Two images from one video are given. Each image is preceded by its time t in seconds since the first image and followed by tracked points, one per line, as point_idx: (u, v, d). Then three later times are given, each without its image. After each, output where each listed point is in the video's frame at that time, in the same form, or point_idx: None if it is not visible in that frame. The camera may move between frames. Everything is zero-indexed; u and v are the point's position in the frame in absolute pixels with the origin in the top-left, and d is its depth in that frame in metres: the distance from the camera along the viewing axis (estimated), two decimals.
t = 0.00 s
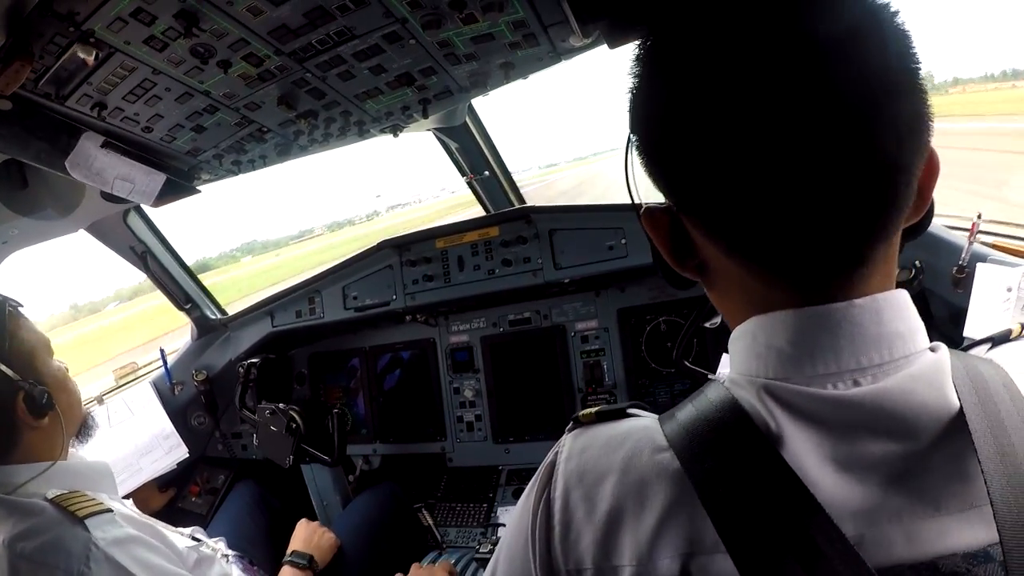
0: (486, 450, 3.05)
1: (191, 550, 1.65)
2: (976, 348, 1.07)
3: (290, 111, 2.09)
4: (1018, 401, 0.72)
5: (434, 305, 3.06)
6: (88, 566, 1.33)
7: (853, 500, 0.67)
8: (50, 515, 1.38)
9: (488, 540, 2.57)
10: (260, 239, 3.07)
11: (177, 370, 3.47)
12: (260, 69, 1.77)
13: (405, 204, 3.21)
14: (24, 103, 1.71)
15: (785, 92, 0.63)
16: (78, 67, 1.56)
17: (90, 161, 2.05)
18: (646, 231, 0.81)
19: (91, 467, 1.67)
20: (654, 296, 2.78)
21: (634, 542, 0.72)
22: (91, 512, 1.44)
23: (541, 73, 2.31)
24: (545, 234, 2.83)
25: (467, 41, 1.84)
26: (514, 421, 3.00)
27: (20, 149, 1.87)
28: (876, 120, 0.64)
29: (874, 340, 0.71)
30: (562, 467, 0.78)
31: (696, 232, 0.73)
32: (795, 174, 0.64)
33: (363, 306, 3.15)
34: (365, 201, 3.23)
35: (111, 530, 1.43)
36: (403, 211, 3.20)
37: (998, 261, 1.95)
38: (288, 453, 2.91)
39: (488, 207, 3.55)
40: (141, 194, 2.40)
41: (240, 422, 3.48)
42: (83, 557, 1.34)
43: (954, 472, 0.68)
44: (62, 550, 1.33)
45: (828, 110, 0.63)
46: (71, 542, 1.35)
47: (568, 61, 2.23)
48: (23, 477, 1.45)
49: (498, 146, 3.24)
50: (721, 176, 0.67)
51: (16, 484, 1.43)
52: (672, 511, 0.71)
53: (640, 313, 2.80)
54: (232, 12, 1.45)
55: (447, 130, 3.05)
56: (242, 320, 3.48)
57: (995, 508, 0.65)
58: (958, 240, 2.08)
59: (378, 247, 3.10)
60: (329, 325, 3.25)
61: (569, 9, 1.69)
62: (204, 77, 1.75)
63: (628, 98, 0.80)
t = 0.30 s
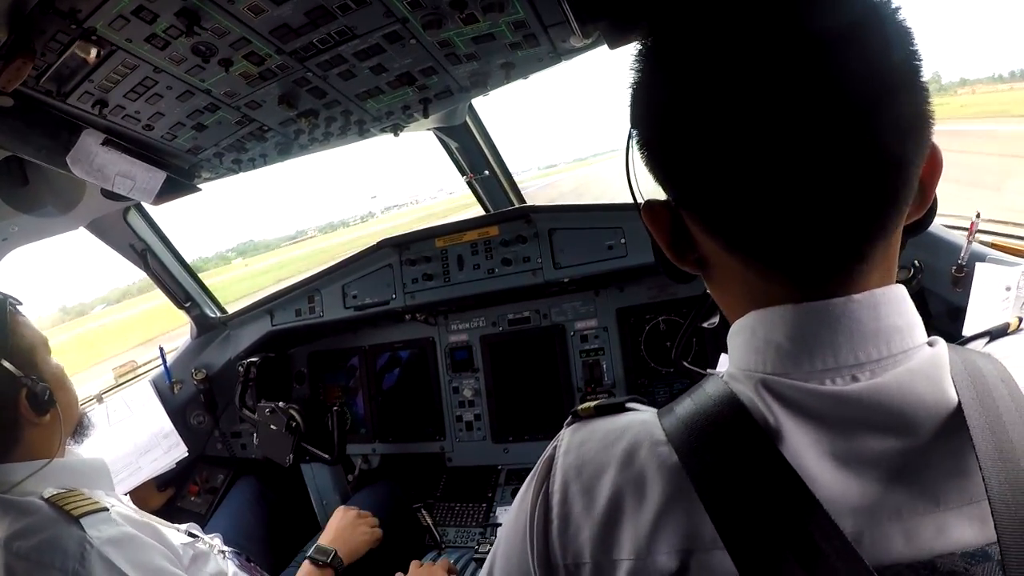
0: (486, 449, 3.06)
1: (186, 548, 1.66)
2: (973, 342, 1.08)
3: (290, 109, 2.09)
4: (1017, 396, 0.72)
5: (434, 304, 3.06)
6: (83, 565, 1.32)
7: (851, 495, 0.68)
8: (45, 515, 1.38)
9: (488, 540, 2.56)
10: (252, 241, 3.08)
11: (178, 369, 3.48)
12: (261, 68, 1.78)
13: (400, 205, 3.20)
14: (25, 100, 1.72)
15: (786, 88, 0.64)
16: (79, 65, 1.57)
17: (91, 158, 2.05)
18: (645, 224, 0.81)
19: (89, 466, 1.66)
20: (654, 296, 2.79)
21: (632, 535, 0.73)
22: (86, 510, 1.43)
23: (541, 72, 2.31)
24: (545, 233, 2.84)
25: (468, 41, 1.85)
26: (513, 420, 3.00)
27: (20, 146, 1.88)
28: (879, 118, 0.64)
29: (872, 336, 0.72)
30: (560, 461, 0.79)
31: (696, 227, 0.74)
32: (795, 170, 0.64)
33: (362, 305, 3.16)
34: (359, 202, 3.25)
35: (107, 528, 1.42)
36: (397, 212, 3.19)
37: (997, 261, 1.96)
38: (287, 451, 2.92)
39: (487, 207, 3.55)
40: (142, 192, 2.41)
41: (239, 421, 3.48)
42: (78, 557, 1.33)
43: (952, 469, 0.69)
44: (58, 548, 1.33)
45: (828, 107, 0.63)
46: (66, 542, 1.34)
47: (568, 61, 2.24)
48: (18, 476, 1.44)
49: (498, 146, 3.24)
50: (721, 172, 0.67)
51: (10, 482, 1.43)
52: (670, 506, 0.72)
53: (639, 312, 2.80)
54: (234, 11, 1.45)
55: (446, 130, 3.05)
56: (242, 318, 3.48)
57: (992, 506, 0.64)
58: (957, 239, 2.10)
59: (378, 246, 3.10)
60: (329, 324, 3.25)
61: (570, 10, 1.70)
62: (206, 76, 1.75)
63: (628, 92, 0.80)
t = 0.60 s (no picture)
0: (485, 451, 3.05)
1: (184, 553, 1.64)
2: (971, 343, 1.08)
3: (290, 110, 2.09)
4: (1014, 397, 0.72)
5: (433, 306, 3.06)
6: None
7: (849, 495, 0.68)
8: (41, 527, 1.38)
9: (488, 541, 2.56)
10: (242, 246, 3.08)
11: (177, 370, 3.47)
12: (261, 68, 1.77)
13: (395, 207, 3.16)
14: (24, 99, 1.72)
15: (790, 91, 0.63)
16: (79, 65, 1.56)
17: (90, 159, 2.05)
18: (644, 223, 0.82)
19: (84, 473, 1.65)
20: (653, 297, 2.79)
21: (633, 538, 0.72)
22: (81, 521, 1.42)
23: (541, 73, 2.31)
24: (544, 235, 2.84)
25: (468, 42, 1.85)
26: (513, 422, 2.99)
27: (19, 147, 1.88)
28: (884, 123, 0.64)
29: (871, 340, 0.72)
30: (558, 464, 0.78)
31: (694, 229, 0.74)
32: (798, 176, 0.64)
33: (361, 307, 3.15)
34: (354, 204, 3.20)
35: (102, 538, 1.41)
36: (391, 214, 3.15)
37: (996, 263, 1.98)
38: (287, 452, 2.92)
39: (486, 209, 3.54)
40: (140, 193, 2.40)
41: (237, 422, 3.47)
42: (75, 569, 1.33)
43: (949, 469, 0.69)
44: (53, 561, 1.32)
45: (833, 111, 0.63)
46: (61, 552, 1.34)
47: (568, 62, 2.24)
48: (11, 485, 1.44)
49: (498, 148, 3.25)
50: (721, 174, 0.67)
51: None
52: (668, 507, 0.72)
53: (638, 314, 2.80)
54: (234, 11, 1.46)
55: (445, 131, 3.05)
56: (240, 319, 3.48)
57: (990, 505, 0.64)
58: (957, 242, 2.10)
59: (377, 247, 3.10)
60: (328, 325, 3.25)
61: (571, 10, 1.70)
62: (206, 76, 1.75)
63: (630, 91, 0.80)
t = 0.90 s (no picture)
0: (485, 452, 3.04)
1: (185, 549, 1.64)
2: (969, 342, 1.07)
3: (287, 113, 2.09)
4: (1012, 398, 0.72)
5: (432, 308, 3.06)
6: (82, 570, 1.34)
7: (846, 495, 0.68)
8: (42, 522, 1.38)
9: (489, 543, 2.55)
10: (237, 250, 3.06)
11: (177, 374, 3.46)
12: (259, 71, 1.77)
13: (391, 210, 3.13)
14: (21, 105, 1.71)
15: (789, 95, 0.64)
16: (76, 69, 1.56)
17: (88, 163, 2.04)
18: (642, 223, 0.81)
19: (83, 470, 1.63)
20: (652, 297, 2.79)
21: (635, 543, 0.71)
22: (82, 514, 1.42)
23: (538, 74, 2.31)
24: (542, 236, 2.84)
25: (465, 44, 1.85)
26: (513, 423, 2.99)
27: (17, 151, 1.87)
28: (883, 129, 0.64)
29: (866, 343, 0.72)
30: (557, 471, 0.77)
31: (690, 232, 0.74)
32: (795, 182, 0.64)
33: (360, 309, 3.14)
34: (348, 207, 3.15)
35: (104, 531, 1.42)
36: (384, 218, 3.13)
37: (996, 260, 1.98)
38: (287, 455, 2.91)
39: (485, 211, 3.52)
40: (139, 198, 2.40)
41: (238, 427, 3.46)
42: (77, 561, 1.34)
43: (946, 468, 0.69)
44: (56, 554, 1.34)
45: (831, 116, 0.63)
46: (63, 547, 1.35)
47: (565, 62, 2.24)
48: (10, 482, 1.42)
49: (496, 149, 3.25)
50: (719, 176, 0.67)
51: None
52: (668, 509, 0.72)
53: (638, 314, 2.80)
54: (232, 14, 1.46)
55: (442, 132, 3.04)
56: (239, 323, 3.47)
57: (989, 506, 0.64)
58: (955, 240, 2.11)
59: (376, 250, 3.09)
60: (327, 328, 3.25)
61: (568, 11, 1.70)
62: (203, 80, 1.75)
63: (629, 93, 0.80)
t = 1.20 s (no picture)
0: (484, 452, 3.05)
1: (178, 541, 1.66)
2: (970, 342, 1.03)
3: (285, 115, 2.09)
4: (1011, 396, 0.71)
5: (431, 307, 3.06)
6: (71, 554, 1.34)
7: (844, 493, 0.69)
8: (36, 508, 1.39)
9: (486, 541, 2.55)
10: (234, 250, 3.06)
11: (176, 373, 3.48)
12: (255, 74, 1.78)
13: (388, 211, 3.05)
14: (20, 108, 1.72)
15: (785, 93, 0.63)
16: (73, 73, 1.57)
17: (86, 165, 2.06)
18: (644, 224, 0.83)
19: (75, 463, 1.63)
20: (650, 297, 2.79)
21: (623, 532, 0.77)
22: (75, 501, 1.43)
23: (534, 75, 2.31)
24: (541, 236, 2.84)
25: (460, 45, 1.86)
26: (512, 423, 2.99)
27: (17, 154, 1.89)
28: (883, 125, 0.63)
29: (865, 344, 0.72)
30: (560, 462, 0.85)
31: (692, 232, 0.75)
32: (794, 184, 0.64)
33: (360, 309, 3.15)
34: (343, 210, 3.06)
35: (95, 517, 1.43)
36: (378, 220, 3.05)
37: (994, 259, 1.98)
38: (286, 455, 2.92)
39: (484, 210, 3.53)
40: (138, 199, 2.41)
41: (237, 426, 3.48)
42: (66, 548, 1.34)
43: (945, 466, 0.69)
44: (46, 540, 1.34)
45: (828, 114, 0.62)
46: (54, 532, 1.35)
47: (561, 63, 2.24)
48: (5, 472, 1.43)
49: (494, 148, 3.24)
50: (716, 177, 0.68)
51: None
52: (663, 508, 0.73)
53: (636, 314, 2.80)
54: (227, 18, 1.47)
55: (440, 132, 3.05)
56: (239, 324, 3.48)
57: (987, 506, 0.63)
58: (953, 239, 2.11)
59: (375, 250, 3.10)
60: (327, 328, 3.26)
61: (562, 10, 1.70)
62: (200, 82, 1.76)
63: (631, 94, 0.81)
